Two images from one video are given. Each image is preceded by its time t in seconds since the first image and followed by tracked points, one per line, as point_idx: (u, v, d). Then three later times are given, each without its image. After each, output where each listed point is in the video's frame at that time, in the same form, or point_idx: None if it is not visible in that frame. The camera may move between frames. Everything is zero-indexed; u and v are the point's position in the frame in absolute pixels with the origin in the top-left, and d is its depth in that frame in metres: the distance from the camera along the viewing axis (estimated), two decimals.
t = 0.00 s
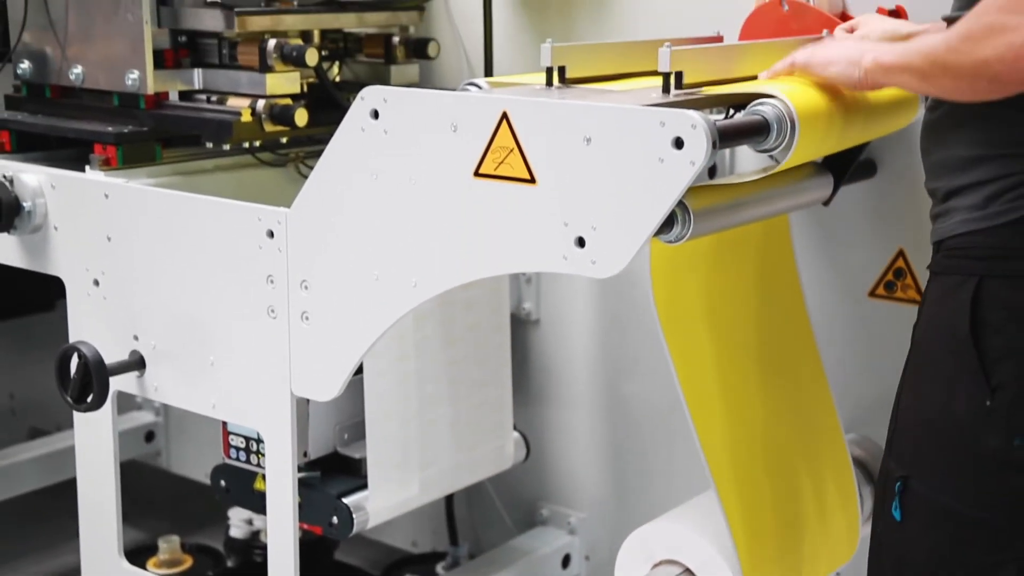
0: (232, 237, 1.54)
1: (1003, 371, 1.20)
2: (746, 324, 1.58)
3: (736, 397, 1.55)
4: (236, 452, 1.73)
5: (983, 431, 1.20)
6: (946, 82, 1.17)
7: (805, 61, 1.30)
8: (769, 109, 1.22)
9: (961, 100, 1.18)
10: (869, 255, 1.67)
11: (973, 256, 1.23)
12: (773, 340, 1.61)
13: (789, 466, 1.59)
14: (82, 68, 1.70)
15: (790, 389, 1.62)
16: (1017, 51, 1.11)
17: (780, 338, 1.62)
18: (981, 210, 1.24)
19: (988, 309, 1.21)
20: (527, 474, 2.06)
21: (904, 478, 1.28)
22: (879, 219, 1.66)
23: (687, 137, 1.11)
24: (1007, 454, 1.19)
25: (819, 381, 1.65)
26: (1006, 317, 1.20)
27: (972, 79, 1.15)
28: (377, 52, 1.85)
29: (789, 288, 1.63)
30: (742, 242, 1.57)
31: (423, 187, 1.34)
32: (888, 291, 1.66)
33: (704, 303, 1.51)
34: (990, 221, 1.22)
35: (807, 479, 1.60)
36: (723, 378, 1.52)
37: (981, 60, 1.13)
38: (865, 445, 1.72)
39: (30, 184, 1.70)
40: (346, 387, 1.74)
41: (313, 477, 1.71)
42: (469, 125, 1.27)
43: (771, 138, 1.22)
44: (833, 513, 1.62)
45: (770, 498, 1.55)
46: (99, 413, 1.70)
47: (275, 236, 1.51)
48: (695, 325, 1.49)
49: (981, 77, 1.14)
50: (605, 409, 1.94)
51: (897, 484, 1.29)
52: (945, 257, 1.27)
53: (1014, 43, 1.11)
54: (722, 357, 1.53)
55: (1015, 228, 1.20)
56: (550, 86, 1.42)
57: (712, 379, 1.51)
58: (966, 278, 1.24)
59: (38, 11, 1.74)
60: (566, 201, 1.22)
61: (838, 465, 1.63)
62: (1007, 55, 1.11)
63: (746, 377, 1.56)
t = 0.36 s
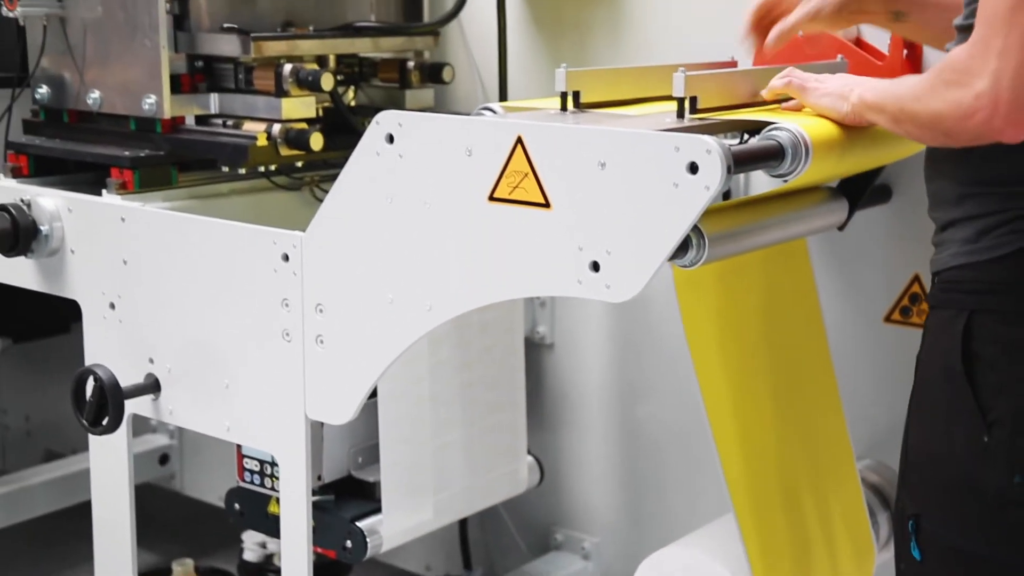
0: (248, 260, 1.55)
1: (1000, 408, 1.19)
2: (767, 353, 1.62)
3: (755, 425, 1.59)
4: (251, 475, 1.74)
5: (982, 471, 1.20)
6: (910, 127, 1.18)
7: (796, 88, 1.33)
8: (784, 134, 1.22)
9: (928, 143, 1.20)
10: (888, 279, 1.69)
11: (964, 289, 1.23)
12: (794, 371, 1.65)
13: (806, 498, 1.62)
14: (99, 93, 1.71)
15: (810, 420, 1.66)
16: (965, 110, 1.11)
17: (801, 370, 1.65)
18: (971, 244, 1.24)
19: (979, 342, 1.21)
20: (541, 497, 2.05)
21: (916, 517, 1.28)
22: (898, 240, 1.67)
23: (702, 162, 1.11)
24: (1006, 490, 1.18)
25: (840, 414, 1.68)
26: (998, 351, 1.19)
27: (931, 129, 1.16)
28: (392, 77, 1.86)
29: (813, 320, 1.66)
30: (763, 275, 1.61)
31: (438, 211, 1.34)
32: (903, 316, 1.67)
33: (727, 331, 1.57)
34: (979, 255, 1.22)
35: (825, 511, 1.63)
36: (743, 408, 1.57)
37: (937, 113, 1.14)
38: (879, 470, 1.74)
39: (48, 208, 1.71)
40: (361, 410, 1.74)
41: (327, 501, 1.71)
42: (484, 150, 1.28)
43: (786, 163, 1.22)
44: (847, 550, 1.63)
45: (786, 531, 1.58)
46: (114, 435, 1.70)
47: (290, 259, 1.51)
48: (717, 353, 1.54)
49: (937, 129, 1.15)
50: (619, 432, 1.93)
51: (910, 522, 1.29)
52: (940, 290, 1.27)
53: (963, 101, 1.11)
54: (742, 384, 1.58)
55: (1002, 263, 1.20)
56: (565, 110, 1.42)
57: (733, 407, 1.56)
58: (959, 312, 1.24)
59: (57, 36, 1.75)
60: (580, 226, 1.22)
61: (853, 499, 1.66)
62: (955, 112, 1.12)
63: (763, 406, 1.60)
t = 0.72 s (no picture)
0: (278, 278, 1.56)
1: (1020, 442, 1.20)
2: (799, 371, 1.67)
3: (779, 437, 1.64)
4: (279, 493, 1.74)
5: (1005, 504, 1.21)
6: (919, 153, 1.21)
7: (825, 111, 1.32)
8: (815, 155, 1.21)
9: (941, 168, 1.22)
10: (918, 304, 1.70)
11: (980, 320, 1.24)
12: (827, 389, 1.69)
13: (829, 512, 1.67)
14: (132, 113, 1.73)
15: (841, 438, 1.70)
16: (963, 142, 1.13)
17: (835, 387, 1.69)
18: (985, 274, 1.24)
19: (998, 375, 1.22)
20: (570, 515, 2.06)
21: (944, 552, 1.29)
22: (926, 263, 1.68)
23: (732, 182, 1.11)
24: None
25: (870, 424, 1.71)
26: (1016, 382, 1.20)
27: (934, 155, 1.18)
28: (422, 96, 1.87)
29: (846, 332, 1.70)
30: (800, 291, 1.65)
31: (468, 230, 1.34)
32: (935, 338, 1.68)
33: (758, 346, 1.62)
34: (994, 285, 1.23)
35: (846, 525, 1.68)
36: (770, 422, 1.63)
37: (940, 142, 1.16)
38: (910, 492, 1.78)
39: (80, 227, 1.72)
40: (389, 429, 1.74)
41: (356, 519, 1.72)
42: (513, 169, 1.28)
43: (817, 184, 1.21)
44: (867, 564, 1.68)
45: (804, 542, 1.63)
46: (145, 453, 1.71)
47: (319, 278, 1.52)
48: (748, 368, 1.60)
49: (939, 156, 1.17)
50: (647, 452, 1.93)
51: (937, 557, 1.30)
52: (957, 319, 1.27)
53: (959, 135, 1.13)
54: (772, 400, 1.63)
55: (1017, 295, 1.21)
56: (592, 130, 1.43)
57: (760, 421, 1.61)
58: (974, 343, 1.25)
59: (90, 57, 1.77)
60: (610, 246, 1.22)
61: (879, 516, 1.70)
62: (951, 146, 1.14)
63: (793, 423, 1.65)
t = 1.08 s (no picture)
0: (310, 281, 1.56)
1: None
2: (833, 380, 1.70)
3: (809, 439, 1.66)
4: (311, 495, 1.75)
5: (1018, 511, 1.25)
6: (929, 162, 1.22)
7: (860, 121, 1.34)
8: (850, 159, 1.21)
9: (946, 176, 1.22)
10: (949, 313, 1.72)
11: (992, 330, 1.28)
12: (860, 397, 1.72)
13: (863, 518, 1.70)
14: (166, 117, 1.74)
15: (875, 447, 1.72)
16: (958, 148, 1.14)
17: (868, 395, 1.72)
18: (997, 282, 1.28)
19: (1008, 385, 1.26)
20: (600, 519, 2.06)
21: (961, 561, 1.33)
22: (954, 273, 1.71)
23: (767, 187, 1.10)
24: None
25: (898, 425, 1.74)
26: None
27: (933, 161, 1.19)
28: (454, 101, 1.87)
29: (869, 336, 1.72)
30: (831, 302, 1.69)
31: (500, 234, 1.34)
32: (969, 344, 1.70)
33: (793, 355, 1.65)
34: (1005, 295, 1.27)
35: (879, 531, 1.71)
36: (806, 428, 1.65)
37: (937, 148, 1.17)
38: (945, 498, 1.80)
39: (115, 230, 1.73)
40: (420, 431, 1.74)
41: (387, 522, 1.72)
42: (545, 173, 1.28)
43: (851, 188, 1.21)
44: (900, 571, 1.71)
45: (840, 549, 1.66)
46: (178, 454, 1.72)
47: (352, 281, 1.52)
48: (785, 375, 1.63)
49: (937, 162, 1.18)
50: (677, 456, 1.94)
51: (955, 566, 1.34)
52: (971, 329, 1.31)
53: (955, 141, 1.14)
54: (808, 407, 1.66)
55: None
56: (626, 134, 1.41)
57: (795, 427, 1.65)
58: (986, 352, 1.29)
59: (126, 62, 1.78)
60: (643, 250, 1.21)
61: (910, 521, 1.73)
62: (948, 152, 1.15)
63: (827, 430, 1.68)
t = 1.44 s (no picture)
0: (342, 284, 1.57)
1: None
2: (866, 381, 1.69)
3: (841, 443, 1.65)
4: (342, 497, 1.75)
5: None
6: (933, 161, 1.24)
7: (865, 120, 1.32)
8: (884, 163, 1.20)
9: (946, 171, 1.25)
10: (983, 318, 1.71)
11: None
12: (892, 401, 1.70)
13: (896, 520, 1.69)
14: (201, 119, 1.75)
15: (909, 448, 1.71)
16: (971, 146, 1.18)
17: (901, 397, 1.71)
18: None
19: None
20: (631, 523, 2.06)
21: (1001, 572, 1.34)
22: (990, 277, 1.69)
23: (800, 191, 1.09)
24: None
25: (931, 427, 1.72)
26: None
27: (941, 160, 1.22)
28: (485, 103, 1.88)
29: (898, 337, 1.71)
30: (865, 301, 1.67)
31: (532, 237, 1.34)
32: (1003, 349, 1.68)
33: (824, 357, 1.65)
34: None
35: (912, 532, 1.70)
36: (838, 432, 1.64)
37: (947, 146, 1.20)
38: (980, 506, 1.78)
39: (150, 232, 1.74)
40: (451, 434, 1.74)
41: (417, 524, 1.72)
42: (577, 175, 1.27)
43: (886, 193, 1.20)
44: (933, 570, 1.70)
45: (872, 551, 1.66)
46: (211, 455, 1.73)
47: (384, 284, 1.53)
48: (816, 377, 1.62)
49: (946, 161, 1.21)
50: (709, 460, 1.93)
51: None
52: (1013, 336, 1.30)
53: (970, 138, 1.18)
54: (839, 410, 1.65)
55: None
56: (660, 137, 1.41)
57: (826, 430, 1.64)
58: None
59: (161, 65, 1.80)
60: (675, 253, 1.21)
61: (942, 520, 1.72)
62: (962, 149, 1.18)
63: (861, 432, 1.67)
